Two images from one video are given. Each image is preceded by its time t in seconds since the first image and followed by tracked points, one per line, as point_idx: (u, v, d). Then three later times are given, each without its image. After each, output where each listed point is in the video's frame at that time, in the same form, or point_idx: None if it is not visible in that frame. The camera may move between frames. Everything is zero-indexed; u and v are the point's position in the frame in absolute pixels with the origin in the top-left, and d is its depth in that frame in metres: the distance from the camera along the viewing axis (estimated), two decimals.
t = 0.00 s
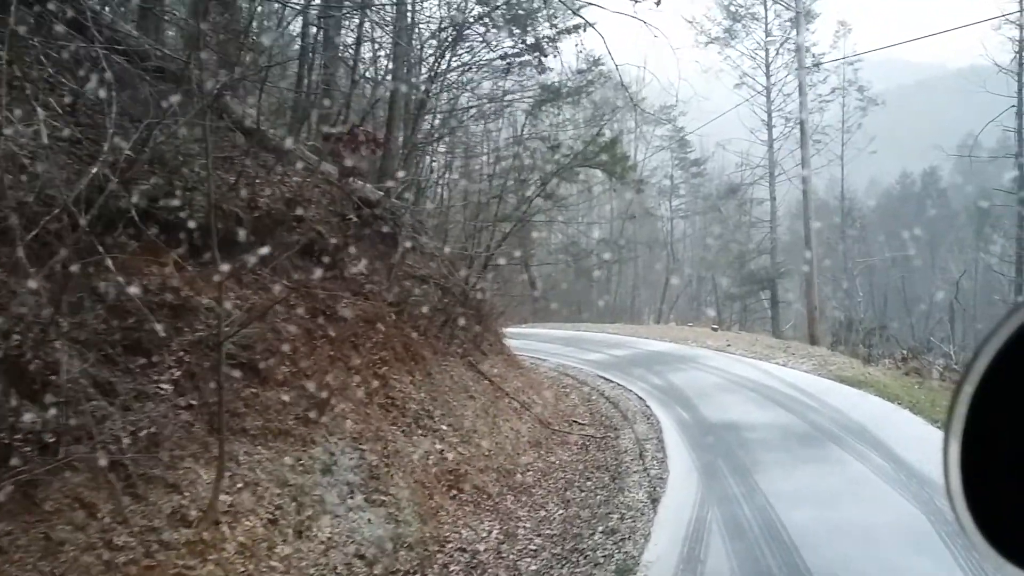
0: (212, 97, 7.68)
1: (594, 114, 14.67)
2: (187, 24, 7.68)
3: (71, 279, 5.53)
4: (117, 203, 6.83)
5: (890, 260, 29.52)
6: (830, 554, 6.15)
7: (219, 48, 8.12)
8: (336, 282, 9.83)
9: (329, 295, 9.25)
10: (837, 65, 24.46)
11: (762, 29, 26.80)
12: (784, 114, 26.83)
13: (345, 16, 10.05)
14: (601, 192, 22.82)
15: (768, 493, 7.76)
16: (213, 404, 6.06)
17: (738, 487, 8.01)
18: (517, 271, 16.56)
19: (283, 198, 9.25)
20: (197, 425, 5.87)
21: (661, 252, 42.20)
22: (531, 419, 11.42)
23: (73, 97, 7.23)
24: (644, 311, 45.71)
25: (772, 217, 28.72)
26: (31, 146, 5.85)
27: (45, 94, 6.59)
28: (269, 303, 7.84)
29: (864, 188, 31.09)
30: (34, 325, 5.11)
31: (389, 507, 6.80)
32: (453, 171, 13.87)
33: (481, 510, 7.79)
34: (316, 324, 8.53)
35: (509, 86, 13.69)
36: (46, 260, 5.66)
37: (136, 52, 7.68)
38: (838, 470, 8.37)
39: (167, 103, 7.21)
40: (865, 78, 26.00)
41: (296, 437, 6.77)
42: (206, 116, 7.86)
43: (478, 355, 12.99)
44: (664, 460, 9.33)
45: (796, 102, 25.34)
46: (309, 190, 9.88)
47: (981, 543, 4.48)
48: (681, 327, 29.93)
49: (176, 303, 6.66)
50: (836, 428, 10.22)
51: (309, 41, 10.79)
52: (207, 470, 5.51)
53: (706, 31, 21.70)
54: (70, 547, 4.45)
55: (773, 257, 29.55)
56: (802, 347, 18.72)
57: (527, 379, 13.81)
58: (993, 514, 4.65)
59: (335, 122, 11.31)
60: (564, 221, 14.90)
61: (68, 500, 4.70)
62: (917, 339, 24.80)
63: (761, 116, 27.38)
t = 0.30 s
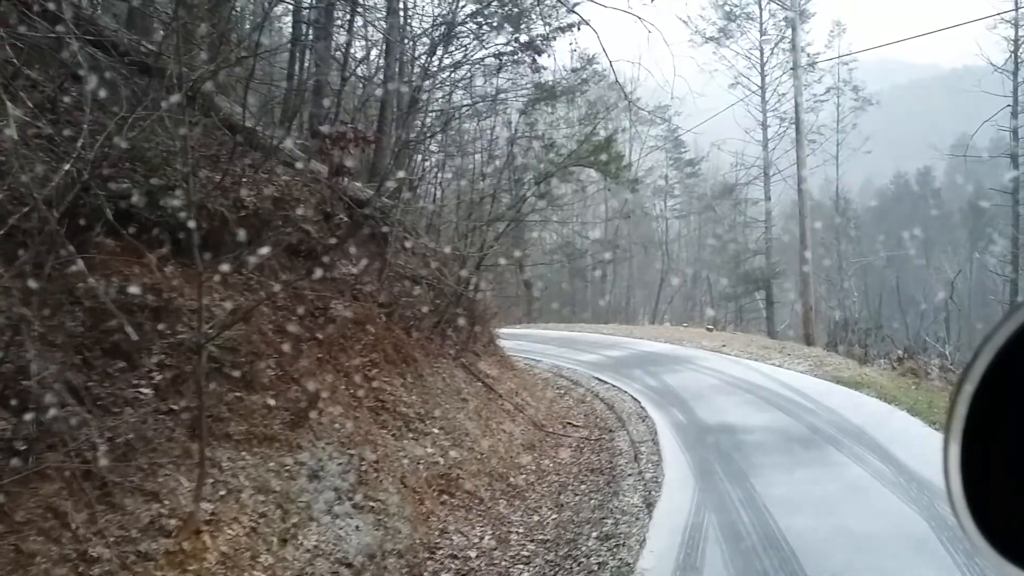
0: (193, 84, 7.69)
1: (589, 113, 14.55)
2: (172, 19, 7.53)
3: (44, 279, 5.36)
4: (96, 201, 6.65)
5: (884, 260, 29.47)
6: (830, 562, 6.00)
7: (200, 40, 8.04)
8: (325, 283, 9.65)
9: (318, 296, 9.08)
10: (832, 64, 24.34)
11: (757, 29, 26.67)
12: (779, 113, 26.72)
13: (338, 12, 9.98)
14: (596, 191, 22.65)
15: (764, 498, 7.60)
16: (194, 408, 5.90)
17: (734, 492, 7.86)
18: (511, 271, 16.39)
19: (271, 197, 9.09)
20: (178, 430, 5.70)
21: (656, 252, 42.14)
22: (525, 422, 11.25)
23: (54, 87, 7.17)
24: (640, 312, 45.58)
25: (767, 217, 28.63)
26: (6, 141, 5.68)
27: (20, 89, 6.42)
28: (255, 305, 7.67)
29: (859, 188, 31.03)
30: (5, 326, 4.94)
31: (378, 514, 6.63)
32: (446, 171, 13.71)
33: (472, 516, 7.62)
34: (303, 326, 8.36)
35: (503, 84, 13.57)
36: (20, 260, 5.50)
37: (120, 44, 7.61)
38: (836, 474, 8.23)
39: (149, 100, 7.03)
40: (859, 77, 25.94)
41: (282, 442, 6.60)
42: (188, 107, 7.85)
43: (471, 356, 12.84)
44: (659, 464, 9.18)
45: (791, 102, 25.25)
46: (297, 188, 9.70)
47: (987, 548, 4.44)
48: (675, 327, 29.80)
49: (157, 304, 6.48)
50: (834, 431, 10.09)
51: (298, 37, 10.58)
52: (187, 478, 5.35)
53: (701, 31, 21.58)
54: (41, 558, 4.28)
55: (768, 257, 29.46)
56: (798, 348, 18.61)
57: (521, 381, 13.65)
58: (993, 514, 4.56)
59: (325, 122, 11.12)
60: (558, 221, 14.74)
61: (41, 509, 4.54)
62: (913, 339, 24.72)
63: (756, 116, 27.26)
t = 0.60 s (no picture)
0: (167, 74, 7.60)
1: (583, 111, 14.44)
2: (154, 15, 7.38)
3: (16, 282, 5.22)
4: (74, 199, 6.47)
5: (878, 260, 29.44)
6: (828, 567, 5.87)
7: (179, 34, 7.97)
8: (312, 283, 9.48)
9: (306, 298, 8.92)
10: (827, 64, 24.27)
11: (751, 28, 26.58)
12: (773, 113, 26.65)
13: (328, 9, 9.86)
14: (590, 191, 22.48)
15: (761, 502, 7.44)
16: (173, 414, 5.75)
17: (730, 496, 7.70)
18: (503, 271, 16.23)
19: (258, 197, 8.94)
20: (156, 437, 5.54)
21: (651, 253, 42.03)
22: (517, 424, 11.10)
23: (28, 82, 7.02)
24: (634, 312, 45.48)
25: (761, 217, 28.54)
26: None
27: None
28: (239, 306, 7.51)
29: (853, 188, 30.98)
30: None
31: (366, 521, 6.46)
32: (438, 170, 13.57)
33: (463, 522, 7.45)
34: (290, 329, 8.20)
35: (496, 82, 13.47)
36: None
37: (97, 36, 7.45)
38: (833, 477, 8.10)
39: (128, 97, 6.87)
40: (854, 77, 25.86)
41: (267, 447, 6.43)
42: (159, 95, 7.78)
43: (463, 357, 12.68)
44: (654, 467, 9.02)
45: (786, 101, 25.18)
46: (285, 188, 9.54)
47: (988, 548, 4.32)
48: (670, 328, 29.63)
49: (136, 306, 6.31)
50: (831, 433, 9.94)
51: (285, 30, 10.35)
52: (165, 486, 5.20)
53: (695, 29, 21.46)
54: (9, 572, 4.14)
55: (763, 257, 29.38)
56: (793, 348, 18.52)
57: (514, 383, 13.50)
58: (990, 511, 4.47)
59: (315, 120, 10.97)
60: (551, 220, 14.59)
61: (11, 520, 4.40)
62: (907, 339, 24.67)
63: (751, 116, 27.19)
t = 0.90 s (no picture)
0: (146, 66, 7.46)
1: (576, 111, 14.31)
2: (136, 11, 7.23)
3: None
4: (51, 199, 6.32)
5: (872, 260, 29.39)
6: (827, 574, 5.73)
7: (162, 30, 7.82)
8: (300, 284, 9.31)
9: (293, 299, 8.76)
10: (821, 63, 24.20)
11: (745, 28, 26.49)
12: (768, 113, 26.57)
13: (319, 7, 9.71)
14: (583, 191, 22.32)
15: (758, 507, 7.30)
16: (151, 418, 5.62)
17: (726, 501, 7.56)
18: (497, 272, 16.08)
19: (244, 197, 8.78)
20: (135, 444, 5.40)
21: (645, 253, 41.92)
22: (510, 427, 10.94)
23: (5, 80, 6.88)
24: (628, 312, 45.34)
25: (756, 217, 28.46)
26: None
27: None
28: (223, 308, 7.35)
29: (847, 187, 30.94)
30: None
31: (354, 528, 6.29)
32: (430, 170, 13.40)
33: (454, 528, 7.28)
34: (277, 331, 8.04)
35: (489, 80, 13.38)
36: None
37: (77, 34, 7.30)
38: (830, 481, 7.96)
39: (106, 96, 6.72)
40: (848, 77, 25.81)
41: (251, 453, 6.26)
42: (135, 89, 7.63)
43: (456, 358, 12.53)
44: (648, 471, 8.86)
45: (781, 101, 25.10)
46: (272, 187, 9.38)
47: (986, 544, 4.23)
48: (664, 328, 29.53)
49: (115, 307, 6.19)
50: (828, 436, 9.80)
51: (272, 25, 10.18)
52: (143, 494, 5.07)
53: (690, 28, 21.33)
54: None
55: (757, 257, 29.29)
56: (788, 349, 18.41)
57: (507, 384, 13.34)
58: (987, 510, 4.40)
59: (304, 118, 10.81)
60: (544, 220, 14.45)
61: None
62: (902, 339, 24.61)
63: (745, 116, 27.11)
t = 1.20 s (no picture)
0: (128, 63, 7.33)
1: (570, 110, 14.21)
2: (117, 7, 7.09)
3: None
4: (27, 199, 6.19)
5: (867, 260, 29.35)
6: None
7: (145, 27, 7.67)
8: (288, 285, 9.17)
9: (280, 301, 8.62)
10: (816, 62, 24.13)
11: (740, 27, 26.37)
12: (763, 112, 26.49)
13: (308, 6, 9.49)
14: (578, 190, 22.20)
15: (756, 512, 7.16)
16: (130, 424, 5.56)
17: (723, 505, 7.43)
18: (491, 272, 15.94)
19: (230, 196, 8.65)
20: (113, 450, 5.34)
21: (640, 253, 41.80)
22: (504, 429, 10.80)
23: None
24: (624, 312, 45.22)
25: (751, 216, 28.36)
26: None
27: None
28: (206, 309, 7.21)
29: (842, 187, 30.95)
30: None
31: (342, 534, 6.13)
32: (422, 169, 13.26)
33: (445, 533, 7.13)
34: (262, 334, 7.88)
35: (482, 79, 13.37)
36: None
37: (58, 30, 7.20)
38: (828, 484, 7.84)
39: (89, 93, 6.61)
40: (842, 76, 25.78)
41: (235, 459, 6.11)
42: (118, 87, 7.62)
43: (449, 359, 12.39)
44: (644, 474, 8.72)
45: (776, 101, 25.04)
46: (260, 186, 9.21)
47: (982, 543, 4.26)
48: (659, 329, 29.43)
49: (94, 309, 6.15)
50: (825, 438, 9.68)
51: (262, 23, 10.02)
52: (120, 502, 4.97)
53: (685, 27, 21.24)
54: None
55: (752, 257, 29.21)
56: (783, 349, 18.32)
57: (500, 385, 13.20)
58: (987, 511, 4.43)
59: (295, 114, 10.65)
60: (538, 220, 14.35)
61: None
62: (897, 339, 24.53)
63: (740, 115, 27.02)
